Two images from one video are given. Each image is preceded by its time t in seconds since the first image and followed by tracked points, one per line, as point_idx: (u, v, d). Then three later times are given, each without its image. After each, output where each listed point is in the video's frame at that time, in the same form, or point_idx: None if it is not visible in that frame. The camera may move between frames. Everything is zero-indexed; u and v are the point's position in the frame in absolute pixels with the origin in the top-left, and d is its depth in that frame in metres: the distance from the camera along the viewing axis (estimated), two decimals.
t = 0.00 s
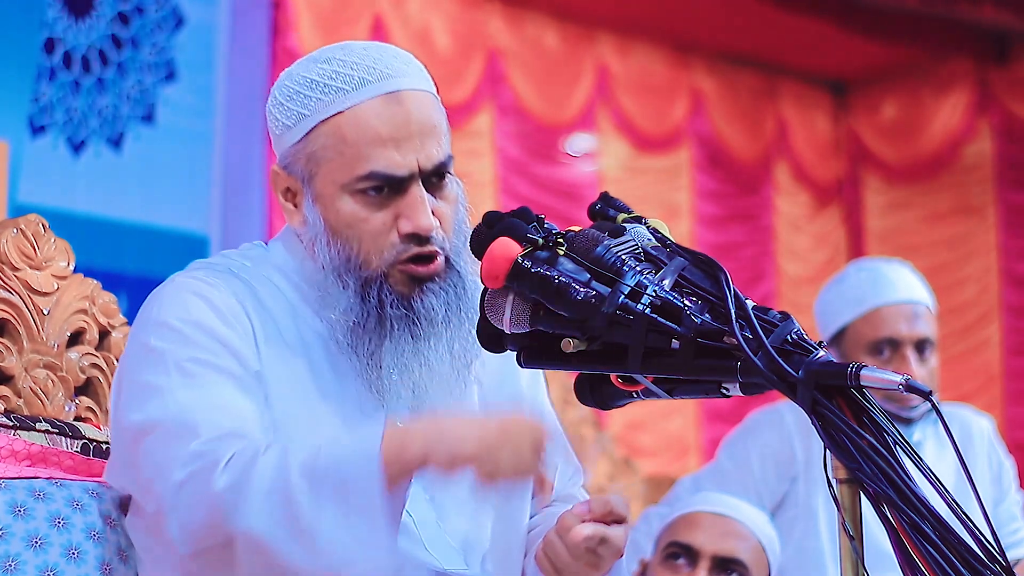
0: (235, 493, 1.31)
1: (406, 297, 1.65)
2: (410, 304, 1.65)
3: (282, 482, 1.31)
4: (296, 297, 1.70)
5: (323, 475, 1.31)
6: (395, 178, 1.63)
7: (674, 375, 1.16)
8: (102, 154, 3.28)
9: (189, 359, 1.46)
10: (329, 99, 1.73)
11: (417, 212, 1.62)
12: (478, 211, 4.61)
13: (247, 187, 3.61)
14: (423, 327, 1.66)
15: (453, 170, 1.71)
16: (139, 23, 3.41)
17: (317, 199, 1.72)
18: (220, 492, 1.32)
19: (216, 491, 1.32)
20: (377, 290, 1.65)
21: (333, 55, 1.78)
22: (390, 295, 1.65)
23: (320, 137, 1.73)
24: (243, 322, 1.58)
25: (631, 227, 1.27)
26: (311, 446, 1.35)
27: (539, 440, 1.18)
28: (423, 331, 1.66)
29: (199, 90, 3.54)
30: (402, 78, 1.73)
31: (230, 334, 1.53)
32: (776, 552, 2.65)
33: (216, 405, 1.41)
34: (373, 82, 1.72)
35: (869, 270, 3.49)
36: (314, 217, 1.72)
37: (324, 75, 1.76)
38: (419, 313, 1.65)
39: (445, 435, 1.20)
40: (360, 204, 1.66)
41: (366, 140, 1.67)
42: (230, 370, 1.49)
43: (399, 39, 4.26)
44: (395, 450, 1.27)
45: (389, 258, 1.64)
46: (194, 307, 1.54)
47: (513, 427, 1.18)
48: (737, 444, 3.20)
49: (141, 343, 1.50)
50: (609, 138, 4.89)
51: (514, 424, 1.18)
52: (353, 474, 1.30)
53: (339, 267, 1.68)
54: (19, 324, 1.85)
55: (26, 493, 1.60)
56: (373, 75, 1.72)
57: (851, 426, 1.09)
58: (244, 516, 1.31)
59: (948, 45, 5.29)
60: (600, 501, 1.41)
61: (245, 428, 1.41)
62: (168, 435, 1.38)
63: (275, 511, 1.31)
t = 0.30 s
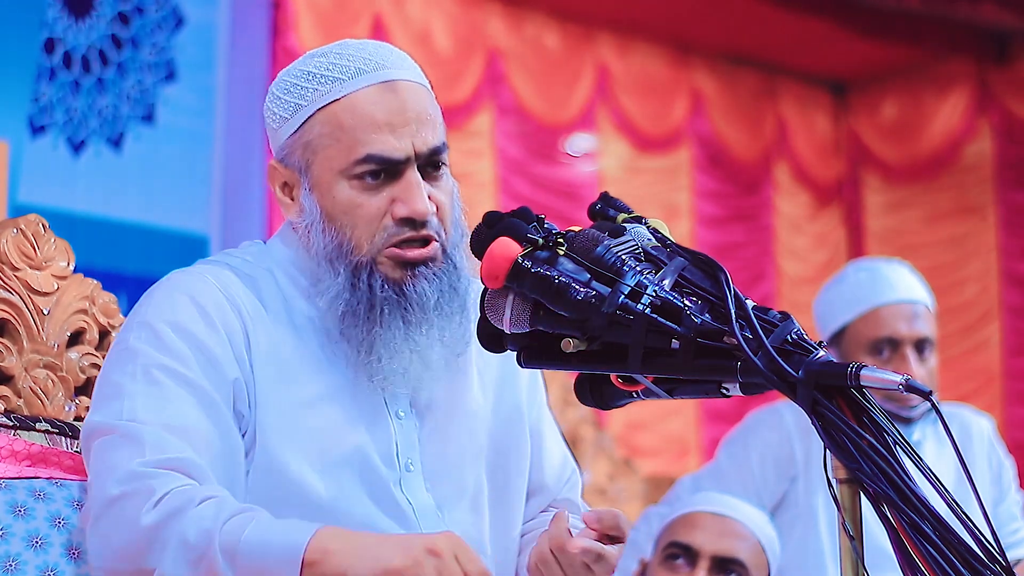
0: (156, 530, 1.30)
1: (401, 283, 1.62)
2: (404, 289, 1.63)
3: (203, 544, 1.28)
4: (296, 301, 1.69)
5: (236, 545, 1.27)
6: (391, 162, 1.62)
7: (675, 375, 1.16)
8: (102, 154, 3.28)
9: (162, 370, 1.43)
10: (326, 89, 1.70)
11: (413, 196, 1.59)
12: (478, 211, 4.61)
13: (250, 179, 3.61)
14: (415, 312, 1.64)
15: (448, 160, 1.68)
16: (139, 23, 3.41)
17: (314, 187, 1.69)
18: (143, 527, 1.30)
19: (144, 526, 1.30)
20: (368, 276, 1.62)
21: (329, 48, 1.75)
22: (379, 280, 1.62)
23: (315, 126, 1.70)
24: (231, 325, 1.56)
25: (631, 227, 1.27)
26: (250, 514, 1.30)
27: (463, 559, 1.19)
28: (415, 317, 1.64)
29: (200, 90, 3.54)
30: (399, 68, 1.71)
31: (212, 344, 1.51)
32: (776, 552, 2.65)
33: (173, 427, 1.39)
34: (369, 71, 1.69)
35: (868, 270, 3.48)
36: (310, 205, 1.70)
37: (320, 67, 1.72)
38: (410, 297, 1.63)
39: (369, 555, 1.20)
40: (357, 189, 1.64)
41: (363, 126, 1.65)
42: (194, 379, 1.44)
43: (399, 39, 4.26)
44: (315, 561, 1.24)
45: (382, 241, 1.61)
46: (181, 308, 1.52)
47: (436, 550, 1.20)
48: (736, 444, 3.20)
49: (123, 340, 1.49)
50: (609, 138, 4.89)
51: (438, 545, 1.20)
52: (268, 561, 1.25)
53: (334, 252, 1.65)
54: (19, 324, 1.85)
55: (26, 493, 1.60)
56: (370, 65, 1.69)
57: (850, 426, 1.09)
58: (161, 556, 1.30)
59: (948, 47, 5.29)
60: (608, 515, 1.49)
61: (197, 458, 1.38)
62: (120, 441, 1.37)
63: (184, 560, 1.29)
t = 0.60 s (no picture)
0: (192, 470, 1.35)
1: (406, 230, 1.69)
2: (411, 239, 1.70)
3: (245, 472, 1.35)
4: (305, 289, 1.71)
5: (277, 471, 1.34)
6: (371, 108, 1.74)
7: (675, 375, 1.16)
8: (102, 154, 3.28)
9: (175, 344, 1.49)
10: (295, 63, 1.82)
11: (401, 141, 1.71)
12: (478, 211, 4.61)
13: (249, 178, 3.57)
14: (427, 251, 1.69)
15: (423, 110, 1.82)
16: (139, 23, 3.41)
17: (301, 159, 1.78)
18: (179, 468, 1.35)
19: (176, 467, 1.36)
20: (375, 227, 1.69)
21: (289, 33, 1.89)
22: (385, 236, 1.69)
23: (290, 101, 1.81)
24: (243, 310, 1.60)
25: (631, 227, 1.27)
26: (281, 442, 1.38)
27: (514, 416, 1.27)
28: (421, 256, 1.69)
29: (200, 89, 3.54)
30: (358, 36, 1.85)
31: (223, 320, 1.56)
32: (776, 551, 2.65)
33: (192, 389, 1.44)
34: (333, 39, 1.83)
35: (867, 270, 3.48)
36: (302, 177, 1.77)
37: (284, 49, 1.84)
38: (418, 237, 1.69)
39: (419, 446, 1.29)
40: (343, 145, 1.74)
41: (336, 85, 1.77)
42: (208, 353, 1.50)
43: (399, 39, 4.26)
44: (360, 464, 1.33)
45: (378, 190, 1.71)
46: (192, 292, 1.57)
47: (487, 417, 1.27)
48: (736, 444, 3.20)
49: (137, 323, 1.55)
50: (609, 138, 4.89)
51: (489, 412, 1.28)
52: (315, 486, 1.33)
53: (333, 223, 1.72)
54: (19, 324, 1.85)
55: (27, 492, 1.60)
56: (332, 36, 1.84)
57: (850, 426, 1.09)
58: (201, 493, 1.35)
59: (948, 47, 5.30)
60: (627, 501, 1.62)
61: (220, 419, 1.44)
62: (140, 410, 1.42)
63: (228, 493, 1.35)
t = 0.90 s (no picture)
0: (201, 473, 1.35)
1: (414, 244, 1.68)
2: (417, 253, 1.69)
3: (254, 474, 1.35)
4: (307, 296, 1.71)
5: (288, 472, 1.34)
6: (380, 118, 1.73)
7: (674, 375, 1.16)
8: (102, 154, 3.28)
9: (179, 349, 1.50)
10: (306, 72, 1.82)
11: (410, 152, 1.69)
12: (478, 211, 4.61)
13: (250, 182, 3.58)
14: (433, 266, 1.69)
15: (436, 122, 1.80)
16: (139, 23, 3.41)
17: (309, 166, 1.78)
18: (187, 469, 1.36)
19: (183, 467, 1.36)
20: (381, 238, 1.69)
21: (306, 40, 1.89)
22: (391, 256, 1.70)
23: (300, 107, 1.81)
24: (246, 314, 1.61)
25: (631, 227, 1.27)
26: (291, 442, 1.38)
27: (525, 410, 1.28)
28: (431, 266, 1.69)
29: (200, 89, 3.54)
30: (373, 46, 1.85)
31: (226, 326, 1.57)
32: (776, 552, 2.64)
33: (196, 392, 1.45)
34: (348, 48, 1.83)
35: (866, 270, 3.48)
36: (309, 184, 1.77)
37: (297, 56, 1.85)
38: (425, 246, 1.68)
39: (433, 448, 1.29)
40: (352, 155, 1.73)
41: (346, 93, 1.77)
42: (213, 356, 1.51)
43: (399, 39, 4.26)
44: (371, 466, 1.33)
45: (386, 202, 1.69)
46: (195, 299, 1.58)
47: (498, 411, 1.28)
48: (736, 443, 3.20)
49: (140, 329, 1.55)
50: (609, 138, 4.89)
51: (499, 408, 1.29)
52: (327, 488, 1.33)
53: (342, 229, 1.71)
54: (19, 324, 1.85)
55: (27, 492, 1.60)
56: (346, 44, 1.84)
57: (851, 426, 1.09)
58: (211, 495, 1.35)
59: (947, 47, 5.30)
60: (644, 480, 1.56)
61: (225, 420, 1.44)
62: (144, 415, 1.43)
63: (238, 496, 1.35)
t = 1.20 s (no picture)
0: (215, 452, 1.34)
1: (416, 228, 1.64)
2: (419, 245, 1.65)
3: (271, 454, 1.33)
4: (313, 298, 1.70)
5: (304, 450, 1.33)
6: (384, 112, 1.71)
7: (675, 375, 1.16)
8: (102, 154, 3.29)
9: (191, 338, 1.49)
10: (312, 68, 1.81)
11: (412, 145, 1.66)
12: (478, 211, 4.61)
13: (249, 182, 3.61)
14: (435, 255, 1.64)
15: (441, 118, 1.77)
16: (139, 23, 3.41)
17: (313, 162, 1.76)
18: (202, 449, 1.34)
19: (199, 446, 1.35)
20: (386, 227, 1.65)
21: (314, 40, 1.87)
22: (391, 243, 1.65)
23: (305, 104, 1.80)
24: (255, 309, 1.60)
25: (631, 227, 1.27)
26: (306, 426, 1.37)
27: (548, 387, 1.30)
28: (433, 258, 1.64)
29: (200, 89, 3.54)
30: (379, 43, 1.83)
31: (236, 321, 1.56)
32: (775, 551, 2.65)
33: (209, 379, 1.44)
34: (354, 46, 1.81)
35: (866, 270, 3.48)
36: (313, 180, 1.75)
37: (305, 53, 1.84)
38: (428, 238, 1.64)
39: (459, 427, 1.29)
40: (355, 149, 1.71)
41: (350, 87, 1.75)
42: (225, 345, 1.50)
43: (399, 39, 4.26)
44: (394, 448, 1.32)
45: (389, 193, 1.66)
46: (206, 293, 1.57)
47: (520, 388, 1.29)
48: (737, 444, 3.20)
49: (151, 321, 1.54)
50: (609, 138, 4.89)
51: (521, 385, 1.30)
52: (347, 469, 1.31)
53: (343, 220, 1.69)
54: (19, 324, 1.85)
55: (26, 492, 1.60)
56: (353, 42, 1.82)
57: (850, 426, 1.09)
58: (225, 474, 1.33)
59: (948, 47, 5.31)
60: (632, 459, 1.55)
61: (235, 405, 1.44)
62: (155, 398, 1.42)
63: (255, 477, 1.33)
